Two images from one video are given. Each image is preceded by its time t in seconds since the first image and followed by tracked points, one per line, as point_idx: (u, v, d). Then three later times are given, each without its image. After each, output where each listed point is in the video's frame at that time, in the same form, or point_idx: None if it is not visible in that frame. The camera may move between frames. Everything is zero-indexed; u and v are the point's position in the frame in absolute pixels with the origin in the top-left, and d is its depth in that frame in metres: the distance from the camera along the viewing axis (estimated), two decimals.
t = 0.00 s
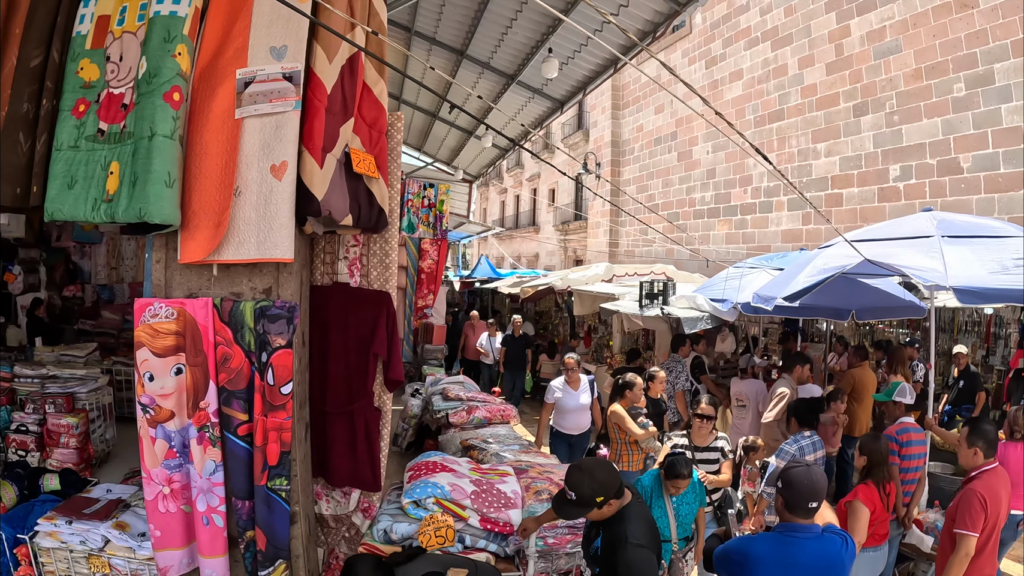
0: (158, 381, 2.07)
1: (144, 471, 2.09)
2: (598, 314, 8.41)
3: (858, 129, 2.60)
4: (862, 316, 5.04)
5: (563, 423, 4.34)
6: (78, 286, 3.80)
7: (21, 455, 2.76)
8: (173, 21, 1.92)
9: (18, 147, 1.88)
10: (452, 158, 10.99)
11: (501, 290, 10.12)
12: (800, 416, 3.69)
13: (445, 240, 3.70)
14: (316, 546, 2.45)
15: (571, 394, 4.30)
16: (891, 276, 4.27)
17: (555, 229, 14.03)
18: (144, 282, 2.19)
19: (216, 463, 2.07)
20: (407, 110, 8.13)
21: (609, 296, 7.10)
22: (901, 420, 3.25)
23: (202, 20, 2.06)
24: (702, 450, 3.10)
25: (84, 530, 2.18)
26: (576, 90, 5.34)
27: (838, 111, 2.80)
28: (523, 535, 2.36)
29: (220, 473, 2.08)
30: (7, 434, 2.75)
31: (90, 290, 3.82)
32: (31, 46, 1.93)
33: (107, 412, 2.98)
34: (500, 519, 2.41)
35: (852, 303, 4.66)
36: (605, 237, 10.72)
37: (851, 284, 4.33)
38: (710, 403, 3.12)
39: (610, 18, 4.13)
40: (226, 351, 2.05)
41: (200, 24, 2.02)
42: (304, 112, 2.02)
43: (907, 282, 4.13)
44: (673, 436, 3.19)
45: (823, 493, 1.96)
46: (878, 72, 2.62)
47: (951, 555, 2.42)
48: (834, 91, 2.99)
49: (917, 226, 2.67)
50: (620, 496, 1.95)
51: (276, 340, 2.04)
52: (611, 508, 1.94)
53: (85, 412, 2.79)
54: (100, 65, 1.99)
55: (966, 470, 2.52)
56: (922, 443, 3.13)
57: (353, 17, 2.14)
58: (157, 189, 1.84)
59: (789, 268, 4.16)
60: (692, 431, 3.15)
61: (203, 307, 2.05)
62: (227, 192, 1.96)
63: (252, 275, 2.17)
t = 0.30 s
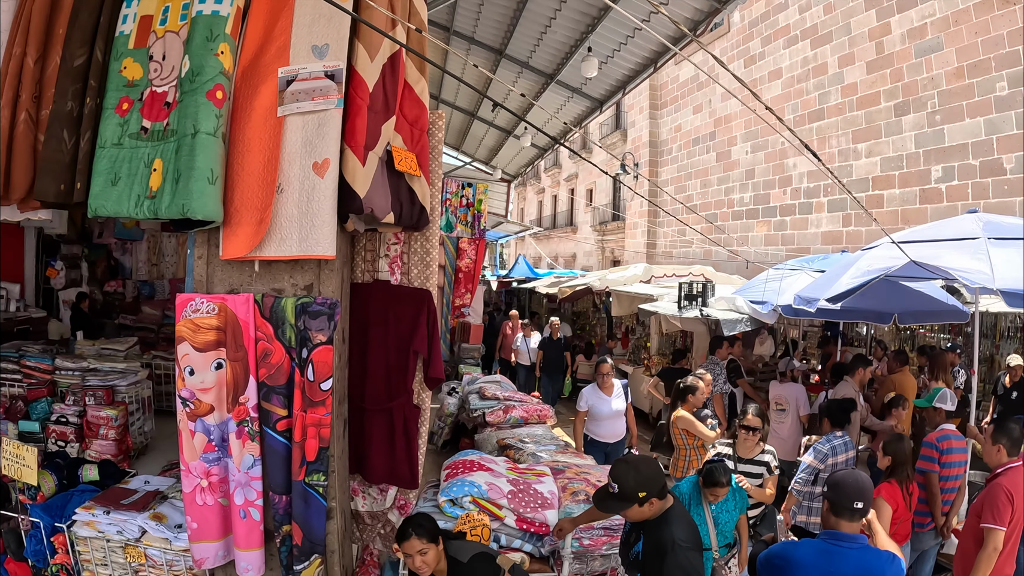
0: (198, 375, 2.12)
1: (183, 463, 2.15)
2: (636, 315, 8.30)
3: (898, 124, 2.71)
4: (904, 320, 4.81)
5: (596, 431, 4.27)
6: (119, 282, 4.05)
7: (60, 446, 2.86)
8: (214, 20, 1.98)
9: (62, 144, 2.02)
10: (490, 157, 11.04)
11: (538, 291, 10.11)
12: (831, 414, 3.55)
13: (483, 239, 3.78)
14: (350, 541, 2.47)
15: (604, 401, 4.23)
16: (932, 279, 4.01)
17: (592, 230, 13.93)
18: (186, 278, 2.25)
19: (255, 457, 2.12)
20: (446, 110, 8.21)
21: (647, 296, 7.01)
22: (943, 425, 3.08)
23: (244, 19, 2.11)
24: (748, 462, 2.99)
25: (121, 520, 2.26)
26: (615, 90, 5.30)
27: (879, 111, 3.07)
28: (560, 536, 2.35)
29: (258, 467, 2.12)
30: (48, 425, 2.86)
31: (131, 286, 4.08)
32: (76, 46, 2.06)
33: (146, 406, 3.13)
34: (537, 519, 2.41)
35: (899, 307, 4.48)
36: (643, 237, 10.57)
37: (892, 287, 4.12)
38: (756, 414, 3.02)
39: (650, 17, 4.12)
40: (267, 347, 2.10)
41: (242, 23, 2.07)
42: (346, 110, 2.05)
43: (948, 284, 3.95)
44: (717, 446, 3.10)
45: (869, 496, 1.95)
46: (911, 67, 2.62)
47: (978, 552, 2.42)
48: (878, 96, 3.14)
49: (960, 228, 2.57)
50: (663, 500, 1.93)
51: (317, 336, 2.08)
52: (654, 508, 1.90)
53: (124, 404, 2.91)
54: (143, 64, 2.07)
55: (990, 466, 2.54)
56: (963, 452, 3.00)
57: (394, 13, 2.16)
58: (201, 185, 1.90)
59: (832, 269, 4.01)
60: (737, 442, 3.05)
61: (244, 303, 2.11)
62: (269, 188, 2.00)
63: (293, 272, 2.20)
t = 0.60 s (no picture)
0: (221, 373, 2.16)
1: (205, 460, 2.18)
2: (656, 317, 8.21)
3: (923, 130, 2.27)
4: (927, 322, 4.68)
5: (623, 441, 4.08)
6: (141, 280, 4.09)
7: (82, 441, 2.92)
8: (238, 22, 2.01)
9: (87, 145, 2.08)
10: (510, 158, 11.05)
11: (558, 292, 10.07)
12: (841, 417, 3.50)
13: (503, 240, 3.82)
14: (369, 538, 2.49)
15: (631, 410, 4.00)
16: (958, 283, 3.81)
17: (612, 231, 13.83)
18: (209, 277, 2.28)
19: (276, 455, 2.14)
20: (466, 110, 8.25)
21: (668, 298, 6.93)
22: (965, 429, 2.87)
23: (267, 21, 2.14)
24: (779, 473, 2.88)
25: (142, 515, 2.31)
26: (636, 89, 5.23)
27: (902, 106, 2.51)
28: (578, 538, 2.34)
29: (279, 465, 2.15)
30: (69, 421, 2.93)
31: (153, 284, 4.11)
32: (100, 47, 2.11)
33: (167, 403, 3.20)
34: (553, 519, 2.41)
35: (921, 310, 4.39)
36: (663, 239, 10.47)
37: (916, 289, 4.02)
38: (795, 423, 2.87)
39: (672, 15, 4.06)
40: (290, 345, 2.13)
41: (265, 24, 2.10)
42: (369, 111, 2.06)
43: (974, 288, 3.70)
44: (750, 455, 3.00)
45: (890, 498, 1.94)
46: (943, 73, 2.16)
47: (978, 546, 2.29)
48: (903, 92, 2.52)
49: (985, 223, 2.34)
50: (686, 502, 1.91)
51: (339, 335, 2.09)
52: (678, 507, 1.88)
53: (146, 401, 2.99)
54: (167, 65, 2.11)
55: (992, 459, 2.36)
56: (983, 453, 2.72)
57: (416, 12, 2.17)
58: (224, 185, 1.93)
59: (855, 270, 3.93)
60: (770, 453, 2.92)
61: (267, 301, 2.14)
62: (293, 187, 2.02)
63: (316, 271, 2.23)
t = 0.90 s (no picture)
0: (226, 375, 2.14)
1: (210, 461, 2.17)
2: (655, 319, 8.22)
3: (919, 134, 1.71)
4: (924, 325, 4.70)
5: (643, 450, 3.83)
6: (140, 283, 4.12)
7: (83, 443, 2.92)
8: (245, 29, 2.01)
9: (93, 149, 2.08)
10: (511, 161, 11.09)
11: (557, 294, 10.07)
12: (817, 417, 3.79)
13: (503, 243, 3.84)
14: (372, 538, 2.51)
15: (651, 418, 3.80)
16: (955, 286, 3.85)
17: (611, 233, 13.84)
18: (214, 280, 2.28)
19: (281, 456, 2.14)
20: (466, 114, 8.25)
21: (667, 301, 6.93)
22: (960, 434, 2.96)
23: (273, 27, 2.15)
24: (782, 479, 2.90)
25: (147, 516, 2.32)
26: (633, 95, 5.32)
27: (898, 111, 1.84)
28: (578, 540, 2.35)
29: (284, 466, 2.15)
30: (71, 423, 2.93)
31: (153, 286, 4.14)
32: (107, 53, 2.12)
33: (168, 405, 3.17)
34: (552, 520, 2.43)
35: (919, 313, 4.41)
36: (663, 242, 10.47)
37: (915, 293, 4.04)
38: (801, 431, 2.87)
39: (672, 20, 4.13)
40: (295, 348, 2.13)
41: (271, 31, 2.10)
42: (373, 117, 2.07)
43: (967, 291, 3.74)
44: (757, 456, 3.08)
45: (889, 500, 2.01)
46: (942, 76, 1.66)
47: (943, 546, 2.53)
48: (895, 96, 1.81)
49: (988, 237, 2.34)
50: (685, 501, 1.92)
51: (344, 338, 2.10)
52: (676, 506, 1.89)
53: (147, 404, 2.96)
54: (173, 71, 2.12)
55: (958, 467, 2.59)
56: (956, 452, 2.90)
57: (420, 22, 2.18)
58: (231, 190, 1.94)
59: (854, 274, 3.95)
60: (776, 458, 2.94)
61: (272, 305, 2.14)
62: (298, 192, 2.03)
63: (321, 275, 2.24)
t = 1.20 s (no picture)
0: (225, 377, 2.15)
1: (208, 462, 2.17)
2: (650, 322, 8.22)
3: (914, 137, 1.74)
4: (916, 328, 4.74)
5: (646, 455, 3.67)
6: (138, 284, 4.15)
7: (81, 444, 2.87)
8: (244, 34, 2.00)
9: (93, 151, 2.07)
10: (506, 163, 11.10)
11: (552, 296, 10.08)
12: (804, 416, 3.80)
13: (498, 245, 3.94)
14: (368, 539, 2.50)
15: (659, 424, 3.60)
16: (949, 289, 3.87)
17: (606, 236, 13.85)
18: (213, 282, 2.28)
19: (278, 456, 2.14)
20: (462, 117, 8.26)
21: (662, 304, 6.95)
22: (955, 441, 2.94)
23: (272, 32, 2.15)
24: (772, 480, 2.91)
25: (144, 517, 2.31)
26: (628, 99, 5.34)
27: (894, 115, 1.86)
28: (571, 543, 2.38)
29: (281, 467, 2.14)
30: (68, 424, 2.88)
31: (150, 288, 4.19)
32: (107, 56, 2.11)
33: (164, 405, 3.16)
34: (547, 522, 2.43)
35: (913, 315, 4.43)
36: (658, 245, 10.48)
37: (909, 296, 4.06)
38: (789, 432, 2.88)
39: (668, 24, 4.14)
40: (292, 349, 2.13)
41: (269, 36, 2.10)
42: (370, 122, 2.08)
43: (960, 293, 3.74)
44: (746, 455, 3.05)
45: (907, 508, 2.04)
46: (936, 80, 1.72)
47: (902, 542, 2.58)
48: (891, 101, 1.87)
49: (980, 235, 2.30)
50: (679, 497, 1.93)
51: (341, 341, 2.10)
52: (671, 501, 1.90)
53: (144, 404, 2.96)
54: (172, 75, 2.11)
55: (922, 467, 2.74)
56: (969, 456, 2.53)
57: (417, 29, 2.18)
58: (230, 194, 1.94)
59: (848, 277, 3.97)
60: (766, 458, 2.94)
61: (271, 308, 2.14)
62: (296, 196, 2.03)
63: (318, 277, 2.23)
